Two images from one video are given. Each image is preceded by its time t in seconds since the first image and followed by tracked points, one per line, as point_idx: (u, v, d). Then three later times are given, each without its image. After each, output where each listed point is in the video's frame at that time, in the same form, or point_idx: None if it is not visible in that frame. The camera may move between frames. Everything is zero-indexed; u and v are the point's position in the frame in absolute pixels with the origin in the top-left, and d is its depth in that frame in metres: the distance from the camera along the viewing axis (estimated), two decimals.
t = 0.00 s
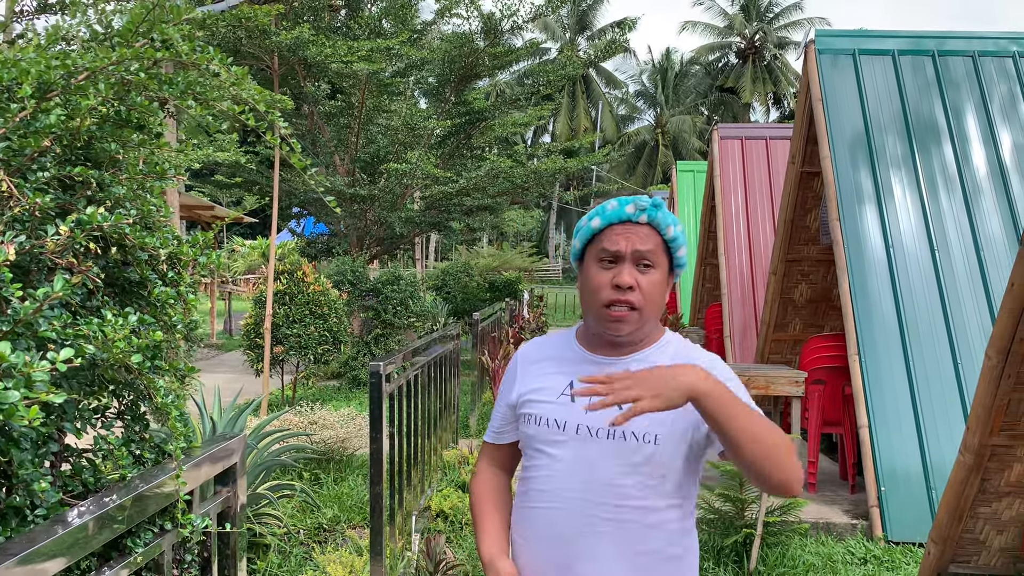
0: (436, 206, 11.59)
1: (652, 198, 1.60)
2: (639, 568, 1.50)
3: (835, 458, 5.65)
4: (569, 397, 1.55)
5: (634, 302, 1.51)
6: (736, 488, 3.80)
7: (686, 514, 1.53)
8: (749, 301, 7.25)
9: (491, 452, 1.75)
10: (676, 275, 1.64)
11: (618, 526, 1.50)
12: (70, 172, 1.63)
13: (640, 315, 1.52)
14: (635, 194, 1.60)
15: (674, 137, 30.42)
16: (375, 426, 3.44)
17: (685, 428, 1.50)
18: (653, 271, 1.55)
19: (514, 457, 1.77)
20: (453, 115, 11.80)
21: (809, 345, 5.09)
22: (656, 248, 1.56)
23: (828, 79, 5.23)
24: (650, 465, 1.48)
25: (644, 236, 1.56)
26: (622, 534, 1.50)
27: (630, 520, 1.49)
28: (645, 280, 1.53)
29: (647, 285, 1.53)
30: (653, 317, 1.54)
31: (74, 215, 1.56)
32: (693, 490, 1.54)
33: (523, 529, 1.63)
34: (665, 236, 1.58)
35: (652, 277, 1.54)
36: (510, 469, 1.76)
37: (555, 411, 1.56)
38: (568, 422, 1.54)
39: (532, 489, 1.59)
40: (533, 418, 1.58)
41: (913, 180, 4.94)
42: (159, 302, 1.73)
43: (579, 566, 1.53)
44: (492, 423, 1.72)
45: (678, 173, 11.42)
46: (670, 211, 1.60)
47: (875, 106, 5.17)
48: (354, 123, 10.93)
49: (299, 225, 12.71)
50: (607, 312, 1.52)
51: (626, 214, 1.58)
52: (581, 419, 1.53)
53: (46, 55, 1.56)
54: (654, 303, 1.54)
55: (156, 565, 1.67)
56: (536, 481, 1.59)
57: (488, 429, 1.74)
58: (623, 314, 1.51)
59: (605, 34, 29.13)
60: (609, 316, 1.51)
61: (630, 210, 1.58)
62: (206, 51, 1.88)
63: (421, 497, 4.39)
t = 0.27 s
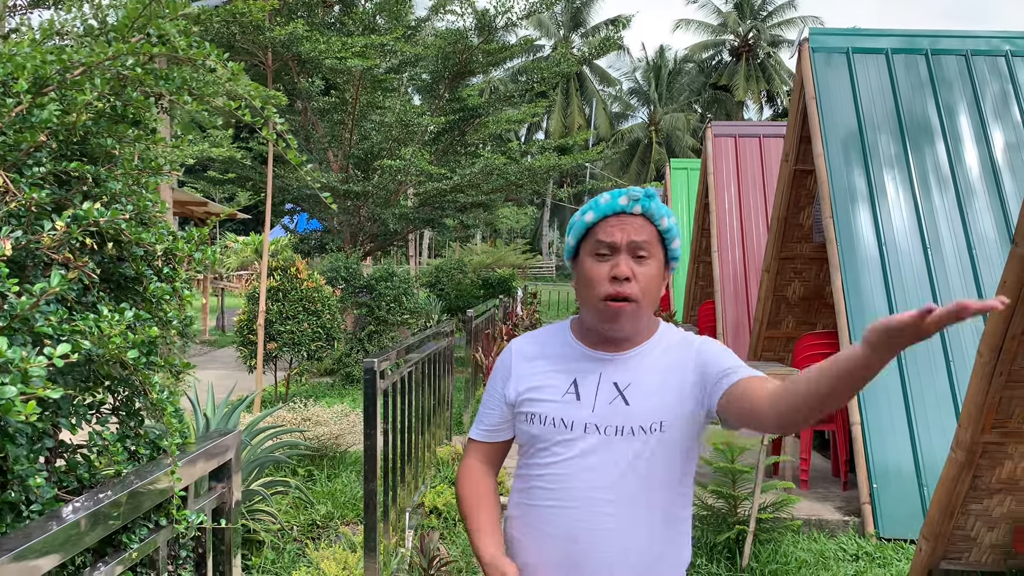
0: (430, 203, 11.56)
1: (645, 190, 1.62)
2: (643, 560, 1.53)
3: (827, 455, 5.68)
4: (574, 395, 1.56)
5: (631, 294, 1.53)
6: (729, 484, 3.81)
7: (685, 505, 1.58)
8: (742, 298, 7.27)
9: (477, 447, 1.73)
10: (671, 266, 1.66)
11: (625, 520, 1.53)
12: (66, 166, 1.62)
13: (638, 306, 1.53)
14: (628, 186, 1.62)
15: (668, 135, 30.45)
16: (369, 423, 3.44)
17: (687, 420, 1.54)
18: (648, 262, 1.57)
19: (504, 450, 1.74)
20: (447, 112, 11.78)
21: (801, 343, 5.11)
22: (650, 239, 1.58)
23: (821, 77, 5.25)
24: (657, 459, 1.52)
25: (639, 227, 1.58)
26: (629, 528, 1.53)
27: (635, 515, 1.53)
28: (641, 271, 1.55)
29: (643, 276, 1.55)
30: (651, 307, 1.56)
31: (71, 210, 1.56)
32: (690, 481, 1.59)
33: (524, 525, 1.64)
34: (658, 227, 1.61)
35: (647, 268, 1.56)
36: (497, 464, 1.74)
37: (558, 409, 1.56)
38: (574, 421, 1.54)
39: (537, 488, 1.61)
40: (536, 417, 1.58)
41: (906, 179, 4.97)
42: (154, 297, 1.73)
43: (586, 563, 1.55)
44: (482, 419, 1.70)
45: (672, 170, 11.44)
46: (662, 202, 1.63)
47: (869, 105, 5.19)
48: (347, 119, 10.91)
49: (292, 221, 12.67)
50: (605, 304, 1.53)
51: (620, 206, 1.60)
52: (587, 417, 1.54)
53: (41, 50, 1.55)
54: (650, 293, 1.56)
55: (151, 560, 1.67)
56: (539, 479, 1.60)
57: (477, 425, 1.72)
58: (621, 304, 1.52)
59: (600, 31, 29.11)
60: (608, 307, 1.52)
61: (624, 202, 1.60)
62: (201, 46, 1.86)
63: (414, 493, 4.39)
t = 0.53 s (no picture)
0: (422, 198, 11.52)
1: (637, 198, 1.59)
2: (633, 557, 1.53)
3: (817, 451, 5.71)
4: (566, 389, 1.57)
5: (622, 303, 1.53)
6: (720, 480, 3.83)
7: (676, 503, 1.58)
8: (733, 295, 7.29)
9: (476, 437, 1.73)
10: (666, 269, 1.65)
11: (616, 515, 1.53)
12: (59, 160, 1.62)
13: (629, 315, 1.54)
14: (620, 194, 1.59)
15: (660, 132, 30.48)
16: (362, 418, 3.43)
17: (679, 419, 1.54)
18: (640, 270, 1.56)
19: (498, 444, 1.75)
20: (439, 108, 11.75)
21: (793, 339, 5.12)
22: (642, 247, 1.57)
23: (813, 74, 5.27)
24: (648, 455, 1.52)
25: (630, 236, 1.56)
26: (620, 523, 1.53)
27: (627, 510, 1.53)
28: (632, 280, 1.55)
29: (634, 285, 1.54)
30: (643, 314, 1.56)
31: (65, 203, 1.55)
32: (682, 479, 1.59)
33: (514, 519, 1.64)
34: (652, 234, 1.59)
35: (639, 277, 1.55)
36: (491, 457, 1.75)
37: (551, 403, 1.58)
38: (567, 414, 1.56)
39: (529, 482, 1.61)
40: (529, 410, 1.59)
41: (897, 176, 5.00)
42: (148, 292, 1.72)
43: (577, 558, 1.54)
44: (477, 409, 1.71)
45: (664, 167, 11.46)
46: (656, 209, 1.60)
47: (860, 102, 5.22)
48: (339, 114, 10.87)
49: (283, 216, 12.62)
50: (595, 314, 1.53)
51: (611, 216, 1.58)
52: (581, 412, 1.55)
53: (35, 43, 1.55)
54: (642, 301, 1.55)
55: (144, 556, 1.66)
56: (531, 472, 1.61)
57: (472, 415, 1.73)
58: (611, 315, 1.52)
59: (592, 27, 29.09)
60: (598, 317, 1.53)
61: (614, 211, 1.58)
62: (196, 40, 1.86)
63: (407, 489, 4.39)
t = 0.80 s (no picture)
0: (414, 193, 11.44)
1: (639, 197, 1.59)
2: (618, 547, 1.51)
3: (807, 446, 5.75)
4: (557, 379, 1.58)
5: (618, 302, 1.54)
6: (712, 474, 3.86)
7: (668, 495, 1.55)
8: (724, 290, 7.32)
9: (470, 431, 1.79)
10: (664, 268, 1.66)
11: (602, 505, 1.51)
12: (53, 152, 1.62)
13: (624, 314, 1.55)
14: (622, 193, 1.59)
15: (651, 127, 30.50)
16: (354, 413, 3.43)
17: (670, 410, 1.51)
18: (638, 270, 1.56)
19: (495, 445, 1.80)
20: (431, 102, 11.72)
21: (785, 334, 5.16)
22: (641, 246, 1.57)
23: (805, 71, 5.29)
24: (635, 445, 1.50)
25: (630, 235, 1.57)
26: (606, 513, 1.51)
27: (612, 501, 1.51)
28: (630, 279, 1.55)
29: (631, 284, 1.55)
30: (639, 312, 1.57)
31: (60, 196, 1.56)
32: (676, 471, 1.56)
33: (504, 510, 1.66)
34: (650, 234, 1.59)
35: (636, 277, 1.56)
36: (487, 451, 1.80)
37: (543, 394, 1.58)
38: (556, 404, 1.56)
39: (521, 473, 1.62)
40: (521, 400, 1.61)
41: (888, 172, 5.03)
42: (142, 284, 1.73)
43: (564, 547, 1.54)
44: (480, 404, 1.75)
45: (656, 162, 11.48)
46: (657, 208, 1.60)
47: (852, 98, 5.24)
48: (331, 108, 10.82)
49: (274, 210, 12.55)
50: (591, 311, 1.55)
51: (612, 215, 1.58)
52: (571, 402, 1.55)
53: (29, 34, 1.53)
54: (638, 300, 1.56)
55: (139, 548, 1.67)
56: (521, 462, 1.62)
57: (476, 408, 1.77)
58: (607, 314, 1.54)
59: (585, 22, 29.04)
60: (593, 314, 1.54)
61: (615, 210, 1.58)
62: (192, 32, 1.86)
63: (399, 483, 4.39)
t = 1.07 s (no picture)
0: (406, 188, 11.45)
1: (616, 176, 1.59)
2: (600, 549, 1.49)
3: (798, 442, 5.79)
4: (546, 378, 1.58)
5: (600, 283, 1.54)
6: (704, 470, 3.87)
7: (656, 496, 1.50)
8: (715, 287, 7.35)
9: (479, 431, 1.81)
10: (656, 253, 1.63)
11: (582, 503, 1.50)
12: (50, 146, 1.62)
13: (608, 295, 1.54)
14: (599, 174, 1.61)
15: (643, 124, 30.55)
16: (347, 408, 3.43)
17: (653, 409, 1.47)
18: (620, 249, 1.55)
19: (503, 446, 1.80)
20: (423, 97, 11.69)
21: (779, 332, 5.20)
22: (622, 227, 1.56)
23: (797, 68, 5.30)
24: (616, 444, 1.48)
25: (608, 215, 1.57)
26: (587, 511, 1.50)
27: (593, 499, 1.49)
28: (611, 258, 1.55)
29: (612, 263, 1.54)
30: (626, 294, 1.55)
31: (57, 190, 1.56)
32: (666, 472, 1.51)
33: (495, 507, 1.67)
34: (631, 214, 1.58)
35: (618, 256, 1.55)
36: (495, 452, 1.80)
37: (531, 392, 1.58)
38: (543, 403, 1.56)
39: (509, 471, 1.61)
40: (512, 399, 1.62)
41: (879, 170, 5.05)
42: (138, 279, 1.72)
43: (546, 545, 1.53)
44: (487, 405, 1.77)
45: (647, 159, 11.51)
46: (636, 187, 1.59)
47: (844, 96, 5.26)
48: (322, 103, 10.77)
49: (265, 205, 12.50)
50: (574, 294, 1.55)
51: (590, 194, 1.59)
52: (555, 400, 1.54)
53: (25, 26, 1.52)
54: (622, 281, 1.55)
55: (134, 544, 1.67)
56: (509, 460, 1.62)
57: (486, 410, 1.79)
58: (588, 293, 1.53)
59: (576, 17, 29.02)
60: (576, 297, 1.54)
61: (592, 189, 1.59)
62: (188, 26, 1.87)
63: (391, 478, 4.39)
